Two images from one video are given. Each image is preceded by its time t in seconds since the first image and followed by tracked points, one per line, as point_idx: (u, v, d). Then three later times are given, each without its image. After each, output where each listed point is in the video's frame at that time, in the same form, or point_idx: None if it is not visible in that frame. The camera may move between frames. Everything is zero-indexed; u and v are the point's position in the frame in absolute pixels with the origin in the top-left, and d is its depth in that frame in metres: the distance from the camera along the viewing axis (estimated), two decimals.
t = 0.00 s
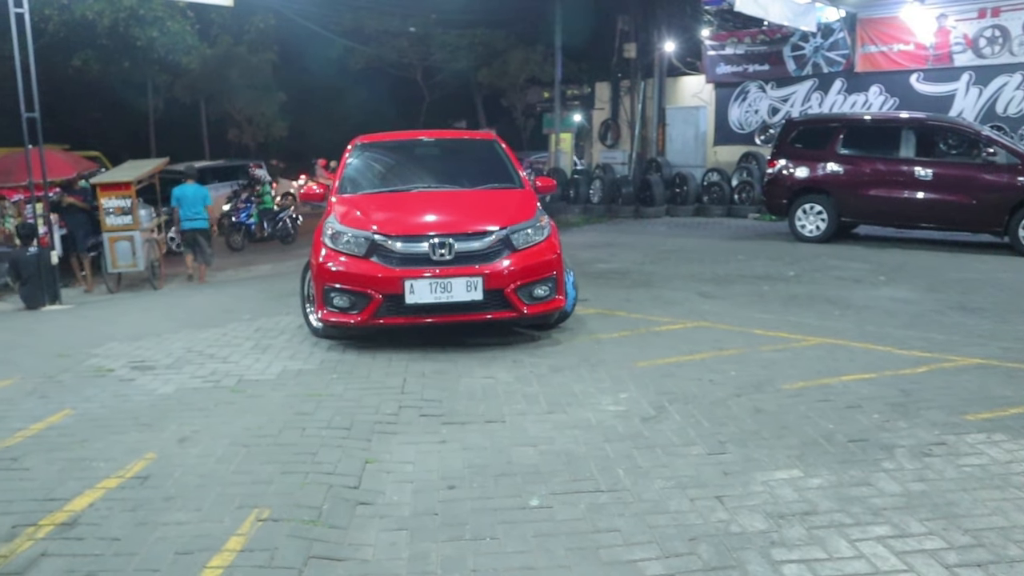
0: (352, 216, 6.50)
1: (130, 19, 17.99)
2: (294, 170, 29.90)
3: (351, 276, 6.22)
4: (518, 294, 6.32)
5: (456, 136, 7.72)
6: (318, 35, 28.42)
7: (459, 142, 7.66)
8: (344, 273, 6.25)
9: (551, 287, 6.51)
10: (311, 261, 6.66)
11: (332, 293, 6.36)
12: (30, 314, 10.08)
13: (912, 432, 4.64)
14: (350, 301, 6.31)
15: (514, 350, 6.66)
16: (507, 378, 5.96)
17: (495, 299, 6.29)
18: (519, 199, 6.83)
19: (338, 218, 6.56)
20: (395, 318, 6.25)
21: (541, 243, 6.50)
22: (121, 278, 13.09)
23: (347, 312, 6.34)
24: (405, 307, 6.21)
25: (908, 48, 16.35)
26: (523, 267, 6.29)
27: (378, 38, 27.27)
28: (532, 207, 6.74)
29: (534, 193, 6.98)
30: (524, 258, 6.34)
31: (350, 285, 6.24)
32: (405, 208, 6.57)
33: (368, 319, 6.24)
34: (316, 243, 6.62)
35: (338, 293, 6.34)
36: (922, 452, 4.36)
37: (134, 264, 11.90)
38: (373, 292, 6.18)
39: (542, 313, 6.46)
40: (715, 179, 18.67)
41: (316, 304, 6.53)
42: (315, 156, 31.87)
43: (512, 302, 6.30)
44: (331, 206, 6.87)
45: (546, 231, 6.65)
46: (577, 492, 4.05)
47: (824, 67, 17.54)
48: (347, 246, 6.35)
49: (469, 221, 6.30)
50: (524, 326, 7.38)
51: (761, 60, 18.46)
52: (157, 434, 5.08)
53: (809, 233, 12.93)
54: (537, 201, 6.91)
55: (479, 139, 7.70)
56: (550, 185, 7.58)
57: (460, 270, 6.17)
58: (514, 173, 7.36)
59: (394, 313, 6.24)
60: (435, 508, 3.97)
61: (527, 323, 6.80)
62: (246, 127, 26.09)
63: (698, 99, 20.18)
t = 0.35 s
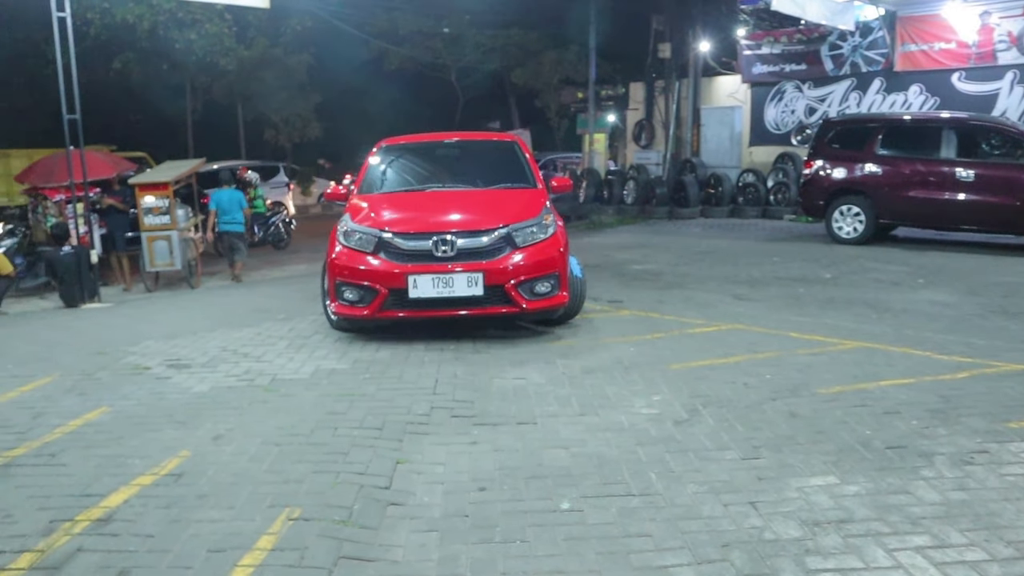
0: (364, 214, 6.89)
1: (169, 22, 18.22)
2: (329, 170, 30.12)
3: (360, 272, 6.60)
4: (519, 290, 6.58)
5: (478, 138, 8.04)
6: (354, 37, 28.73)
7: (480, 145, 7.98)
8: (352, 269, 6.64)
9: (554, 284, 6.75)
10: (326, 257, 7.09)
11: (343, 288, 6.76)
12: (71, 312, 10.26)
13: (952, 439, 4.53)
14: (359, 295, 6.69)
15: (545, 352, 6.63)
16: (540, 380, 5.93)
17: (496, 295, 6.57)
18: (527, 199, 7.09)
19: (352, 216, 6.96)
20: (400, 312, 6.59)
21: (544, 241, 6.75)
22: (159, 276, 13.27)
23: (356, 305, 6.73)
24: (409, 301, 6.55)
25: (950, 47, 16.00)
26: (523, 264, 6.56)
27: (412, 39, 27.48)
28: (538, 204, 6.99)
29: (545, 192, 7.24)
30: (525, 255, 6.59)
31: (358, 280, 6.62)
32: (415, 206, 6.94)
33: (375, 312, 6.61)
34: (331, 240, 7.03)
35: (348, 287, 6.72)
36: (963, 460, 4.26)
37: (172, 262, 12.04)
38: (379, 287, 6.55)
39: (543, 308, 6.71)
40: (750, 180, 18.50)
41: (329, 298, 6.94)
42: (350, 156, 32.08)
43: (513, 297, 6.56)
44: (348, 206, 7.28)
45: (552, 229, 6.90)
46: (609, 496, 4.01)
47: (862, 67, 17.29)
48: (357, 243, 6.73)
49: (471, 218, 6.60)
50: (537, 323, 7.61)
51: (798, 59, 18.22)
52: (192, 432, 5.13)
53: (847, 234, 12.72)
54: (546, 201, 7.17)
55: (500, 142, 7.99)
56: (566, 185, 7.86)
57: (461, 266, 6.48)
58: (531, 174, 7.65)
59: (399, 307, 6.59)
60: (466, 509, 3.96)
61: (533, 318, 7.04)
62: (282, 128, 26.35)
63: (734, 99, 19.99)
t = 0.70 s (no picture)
0: (374, 212, 7.28)
1: (205, 24, 18.42)
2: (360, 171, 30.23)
3: (367, 266, 6.98)
4: (516, 284, 6.84)
5: (496, 141, 8.32)
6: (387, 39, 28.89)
7: (497, 147, 8.26)
8: (359, 263, 7.02)
9: (552, 279, 6.98)
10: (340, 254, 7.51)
11: (352, 282, 7.14)
12: (105, 310, 10.39)
13: (989, 448, 4.43)
14: (366, 288, 7.06)
15: (573, 354, 6.59)
16: (568, 382, 5.89)
17: (494, 288, 6.84)
18: (530, 197, 7.35)
19: (363, 215, 7.36)
20: (403, 304, 6.93)
21: (543, 238, 6.99)
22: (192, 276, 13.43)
23: (364, 298, 7.10)
24: (411, 294, 6.88)
25: (990, 47, 15.65)
26: (521, 259, 6.82)
27: (444, 41, 27.55)
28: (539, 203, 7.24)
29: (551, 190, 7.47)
30: (523, 250, 6.85)
31: (364, 273, 6.99)
32: (422, 205, 7.30)
33: (379, 305, 6.97)
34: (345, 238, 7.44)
35: (356, 281, 7.10)
36: (1000, 470, 4.15)
37: (205, 261, 12.17)
38: (383, 280, 6.90)
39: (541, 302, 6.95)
40: (783, 182, 18.26)
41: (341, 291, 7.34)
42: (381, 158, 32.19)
43: (510, 291, 6.83)
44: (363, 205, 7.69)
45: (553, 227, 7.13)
46: (635, 501, 3.97)
47: (899, 67, 17.01)
48: (365, 239, 7.11)
49: (472, 215, 6.91)
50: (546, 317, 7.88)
51: (833, 60, 18.04)
52: (220, 431, 5.16)
53: (881, 237, 12.52)
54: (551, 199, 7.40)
55: (517, 144, 8.25)
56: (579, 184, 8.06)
57: (460, 261, 6.78)
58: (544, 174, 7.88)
59: (402, 300, 6.94)
60: (490, 512, 3.93)
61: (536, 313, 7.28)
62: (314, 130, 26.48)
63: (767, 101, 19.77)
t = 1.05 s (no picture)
0: (381, 210, 7.59)
1: (231, 24, 18.57)
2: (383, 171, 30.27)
3: (371, 261, 7.28)
4: (512, 279, 7.05)
5: (509, 142, 8.52)
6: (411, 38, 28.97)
7: (509, 148, 8.46)
8: (365, 257, 7.32)
9: (547, 274, 7.17)
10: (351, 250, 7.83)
11: (359, 276, 7.46)
12: (130, 308, 10.48)
13: (1017, 455, 4.34)
14: (371, 281, 7.36)
15: (593, 356, 6.54)
16: (588, 384, 5.85)
17: (491, 283, 7.07)
18: (531, 196, 7.54)
19: (372, 212, 7.67)
20: (404, 298, 7.21)
21: (540, 234, 7.18)
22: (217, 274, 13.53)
23: (370, 292, 7.41)
24: (412, 287, 7.15)
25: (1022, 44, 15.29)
26: (516, 254, 7.03)
27: (467, 41, 27.60)
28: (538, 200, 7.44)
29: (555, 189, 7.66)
30: (519, 246, 7.06)
31: (369, 268, 7.30)
32: (427, 203, 7.57)
33: (383, 298, 7.26)
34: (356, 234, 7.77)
35: (362, 275, 7.41)
36: None
37: (229, 261, 12.26)
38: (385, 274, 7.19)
39: (537, 297, 7.15)
40: (808, 182, 18.03)
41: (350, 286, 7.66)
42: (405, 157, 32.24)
43: (505, 286, 7.04)
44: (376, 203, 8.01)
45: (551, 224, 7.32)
46: (654, 505, 3.92)
47: (927, 67, 16.78)
48: (372, 235, 7.42)
49: (471, 212, 7.15)
50: (549, 312, 8.11)
51: (859, 59, 17.82)
52: (240, 429, 5.19)
53: (908, 239, 12.37)
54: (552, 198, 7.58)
55: (529, 146, 8.45)
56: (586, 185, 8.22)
57: (457, 256, 7.03)
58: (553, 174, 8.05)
59: (404, 293, 7.21)
60: (508, 514, 3.91)
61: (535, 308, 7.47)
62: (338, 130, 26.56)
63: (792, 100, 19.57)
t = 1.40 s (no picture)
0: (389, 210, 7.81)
1: (258, 25, 18.70)
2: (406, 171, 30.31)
3: (376, 258, 7.51)
4: (506, 276, 7.20)
5: (523, 145, 8.58)
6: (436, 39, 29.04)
7: (522, 150, 8.52)
8: (371, 254, 7.56)
9: (541, 271, 7.30)
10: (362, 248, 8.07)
11: (367, 273, 7.69)
12: (153, 306, 10.56)
13: None
14: (377, 278, 7.58)
15: (612, 357, 6.50)
16: (608, 386, 5.81)
17: (487, 279, 7.23)
18: (531, 196, 7.68)
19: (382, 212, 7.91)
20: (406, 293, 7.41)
21: (534, 233, 7.33)
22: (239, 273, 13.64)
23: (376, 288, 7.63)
24: (413, 284, 7.36)
25: None
26: (510, 252, 7.19)
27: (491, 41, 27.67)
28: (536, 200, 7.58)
29: (555, 189, 7.82)
30: (513, 244, 7.22)
31: (374, 265, 7.52)
32: (433, 203, 7.78)
33: (387, 294, 7.47)
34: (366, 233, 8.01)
35: (369, 272, 7.64)
36: None
37: (252, 260, 12.36)
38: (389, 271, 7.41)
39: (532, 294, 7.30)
40: (833, 184, 17.79)
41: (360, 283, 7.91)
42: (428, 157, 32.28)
43: (500, 282, 7.20)
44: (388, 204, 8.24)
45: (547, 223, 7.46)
46: (671, 509, 3.88)
47: (955, 67, 16.55)
48: (378, 234, 7.65)
49: (469, 212, 7.33)
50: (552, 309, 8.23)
51: (887, 60, 17.60)
52: (259, 427, 5.21)
53: (935, 242, 12.20)
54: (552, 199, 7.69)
55: (542, 148, 8.50)
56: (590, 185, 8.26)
57: (454, 254, 7.22)
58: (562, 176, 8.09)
59: (406, 289, 7.42)
60: (523, 517, 3.88)
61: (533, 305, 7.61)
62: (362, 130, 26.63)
63: (818, 101, 19.36)
